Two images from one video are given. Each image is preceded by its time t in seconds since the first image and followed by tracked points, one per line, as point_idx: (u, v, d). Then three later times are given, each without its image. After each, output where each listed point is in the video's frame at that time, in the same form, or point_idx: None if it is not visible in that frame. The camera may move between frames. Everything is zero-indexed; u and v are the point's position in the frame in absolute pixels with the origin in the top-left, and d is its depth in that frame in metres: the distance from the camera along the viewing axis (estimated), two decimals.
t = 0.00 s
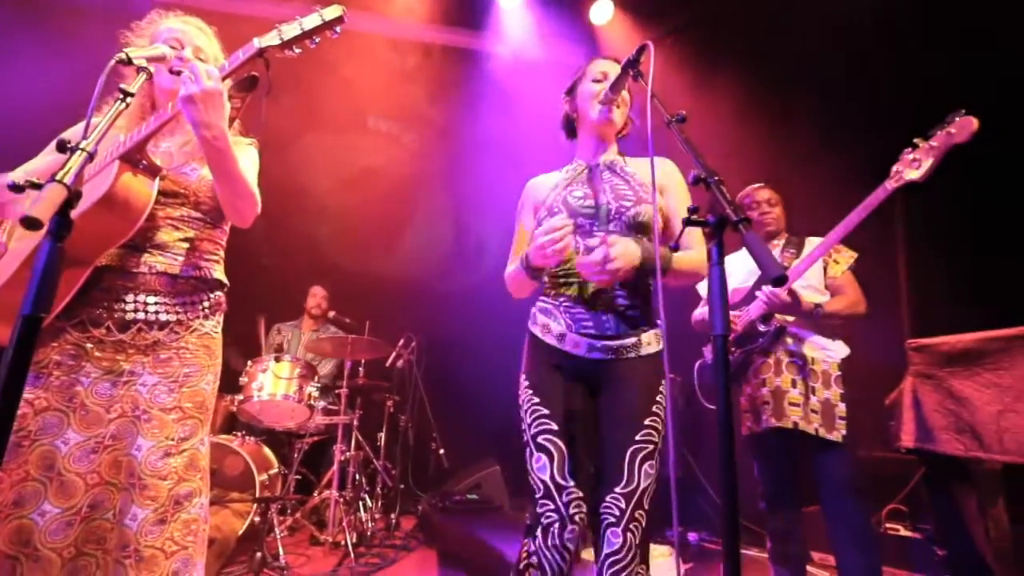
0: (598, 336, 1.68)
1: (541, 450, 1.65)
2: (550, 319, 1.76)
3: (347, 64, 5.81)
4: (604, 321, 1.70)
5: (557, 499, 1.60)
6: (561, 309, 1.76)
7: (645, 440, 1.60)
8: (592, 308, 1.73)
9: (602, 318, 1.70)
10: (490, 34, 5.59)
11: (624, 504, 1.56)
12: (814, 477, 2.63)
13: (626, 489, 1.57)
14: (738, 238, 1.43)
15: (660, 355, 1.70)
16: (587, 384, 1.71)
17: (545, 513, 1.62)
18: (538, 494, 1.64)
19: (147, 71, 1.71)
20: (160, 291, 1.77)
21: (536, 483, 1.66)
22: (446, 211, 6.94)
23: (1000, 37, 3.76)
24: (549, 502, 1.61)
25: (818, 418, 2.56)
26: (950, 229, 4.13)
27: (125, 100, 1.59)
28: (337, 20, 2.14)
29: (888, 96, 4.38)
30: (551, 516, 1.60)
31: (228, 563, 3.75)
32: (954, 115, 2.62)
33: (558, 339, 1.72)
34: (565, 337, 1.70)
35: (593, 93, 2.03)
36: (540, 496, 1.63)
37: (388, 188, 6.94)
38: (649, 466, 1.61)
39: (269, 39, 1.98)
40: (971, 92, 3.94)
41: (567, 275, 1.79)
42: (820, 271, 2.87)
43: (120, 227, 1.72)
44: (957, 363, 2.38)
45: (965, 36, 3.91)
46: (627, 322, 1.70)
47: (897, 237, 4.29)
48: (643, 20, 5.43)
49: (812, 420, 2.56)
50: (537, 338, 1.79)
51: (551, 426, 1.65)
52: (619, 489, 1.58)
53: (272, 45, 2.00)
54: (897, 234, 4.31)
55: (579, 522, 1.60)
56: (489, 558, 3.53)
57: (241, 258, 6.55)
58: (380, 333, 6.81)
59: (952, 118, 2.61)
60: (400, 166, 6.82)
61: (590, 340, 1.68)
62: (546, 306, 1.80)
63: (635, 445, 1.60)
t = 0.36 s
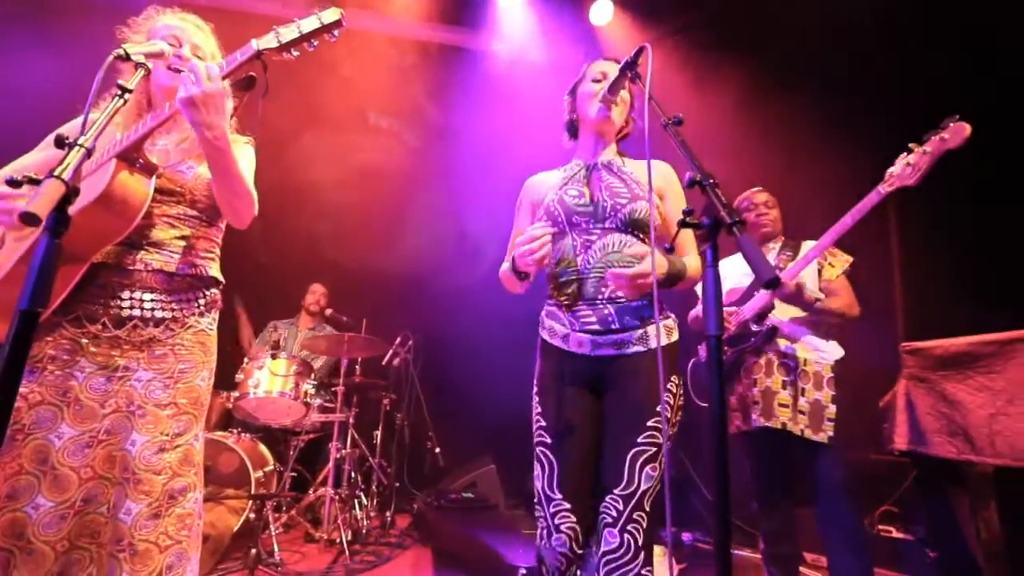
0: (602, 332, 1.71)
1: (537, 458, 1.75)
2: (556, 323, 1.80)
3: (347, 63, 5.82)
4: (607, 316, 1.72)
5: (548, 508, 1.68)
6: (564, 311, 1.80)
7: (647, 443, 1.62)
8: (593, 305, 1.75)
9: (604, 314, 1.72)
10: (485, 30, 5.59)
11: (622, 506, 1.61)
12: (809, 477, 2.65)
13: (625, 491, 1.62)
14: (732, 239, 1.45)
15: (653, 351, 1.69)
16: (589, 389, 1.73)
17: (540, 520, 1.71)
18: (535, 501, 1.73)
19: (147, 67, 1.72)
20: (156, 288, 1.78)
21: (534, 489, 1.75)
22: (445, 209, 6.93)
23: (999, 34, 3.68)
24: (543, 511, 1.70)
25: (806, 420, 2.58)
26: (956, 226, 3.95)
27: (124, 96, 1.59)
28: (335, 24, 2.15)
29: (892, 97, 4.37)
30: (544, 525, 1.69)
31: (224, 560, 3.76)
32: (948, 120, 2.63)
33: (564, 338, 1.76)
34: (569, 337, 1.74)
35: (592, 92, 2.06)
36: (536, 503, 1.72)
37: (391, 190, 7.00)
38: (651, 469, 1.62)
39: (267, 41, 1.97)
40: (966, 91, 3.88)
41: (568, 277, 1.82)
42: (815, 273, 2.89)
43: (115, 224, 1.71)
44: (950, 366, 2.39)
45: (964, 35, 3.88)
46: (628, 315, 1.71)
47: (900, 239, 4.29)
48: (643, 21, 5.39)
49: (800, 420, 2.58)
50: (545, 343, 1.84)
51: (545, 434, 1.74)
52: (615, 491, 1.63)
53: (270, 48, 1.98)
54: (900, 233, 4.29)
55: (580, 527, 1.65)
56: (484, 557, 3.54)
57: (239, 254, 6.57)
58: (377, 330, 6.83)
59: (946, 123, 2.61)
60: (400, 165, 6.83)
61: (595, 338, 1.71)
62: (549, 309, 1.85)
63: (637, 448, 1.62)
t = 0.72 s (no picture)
0: (625, 330, 1.70)
1: (580, 464, 1.64)
2: (573, 319, 1.73)
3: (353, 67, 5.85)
4: (632, 318, 1.73)
5: (600, 514, 1.59)
6: (582, 306, 1.74)
7: (664, 437, 1.67)
8: (621, 306, 1.74)
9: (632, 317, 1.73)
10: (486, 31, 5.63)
11: (645, 499, 1.62)
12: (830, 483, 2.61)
13: (646, 484, 1.63)
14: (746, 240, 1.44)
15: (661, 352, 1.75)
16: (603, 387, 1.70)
17: (587, 530, 1.59)
18: (577, 510, 1.62)
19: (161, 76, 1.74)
20: (145, 297, 1.78)
21: (573, 498, 1.64)
22: (453, 210, 6.97)
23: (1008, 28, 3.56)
24: (592, 519, 1.60)
25: (812, 415, 2.58)
26: (960, 220, 3.91)
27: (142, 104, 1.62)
28: (342, 66, 2.08)
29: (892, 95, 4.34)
30: (594, 533, 1.58)
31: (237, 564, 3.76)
32: (991, 122, 2.53)
33: (587, 338, 1.69)
34: (596, 337, 1.67)
35: (600, 94, 2.06)
36: (579, 513, 1.62)
37: (399, 192, 7.03)
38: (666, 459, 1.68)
39: (274, 77, 1.95)
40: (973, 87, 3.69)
41: (589, 277, 1.76)
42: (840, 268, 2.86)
43: (112, 237, 1.72)
44: (964, 367, 2.37)
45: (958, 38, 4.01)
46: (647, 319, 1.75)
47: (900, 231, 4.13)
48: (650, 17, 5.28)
49: (803, 416, 2.59)
50: (556, 340, 1.72)
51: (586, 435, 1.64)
52: (638, 485, 1.63)
53: (277, 84, 1.96)
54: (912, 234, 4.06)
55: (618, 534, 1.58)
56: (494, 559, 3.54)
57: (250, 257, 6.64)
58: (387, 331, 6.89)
59: (991, 124, 2.51)
60: (407, 168, 6.87)
61: (622, 338, 1.70)
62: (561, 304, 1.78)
63: (655, 442, 1.66)
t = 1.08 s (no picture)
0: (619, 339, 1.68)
1: (585, 464, 1.52)
2: (583, 318, 1.65)
3: (371, 72, 5.90)
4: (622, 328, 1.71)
5: (605, 512, 1.50)
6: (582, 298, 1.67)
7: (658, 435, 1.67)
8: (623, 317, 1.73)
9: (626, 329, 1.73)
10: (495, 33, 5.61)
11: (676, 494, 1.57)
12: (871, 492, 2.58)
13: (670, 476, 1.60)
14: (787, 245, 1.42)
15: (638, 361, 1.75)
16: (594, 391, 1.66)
17: (591, 529, 1.48)
18: (581, 510, 1.50)
19: (194, 82, 1.77)
20: (184, 308, 1.82)
21: (576, 499, 1.51)
22: (467, 210, 7.00)
23: None
24: (597, 518, 1.49)
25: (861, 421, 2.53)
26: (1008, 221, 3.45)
27: (176, 112, 1.66)
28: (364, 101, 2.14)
29: (908, 89, 4.23)
30: (599, 531, 1.48)
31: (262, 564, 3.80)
32: None
33: (593, 341, 1.63)
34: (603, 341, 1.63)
35: (625, 104, 2.02)
36: (582, 513, 1.49)
37: (416, 194, 7.06)
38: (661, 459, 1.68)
39: (300, 110, 1.98)
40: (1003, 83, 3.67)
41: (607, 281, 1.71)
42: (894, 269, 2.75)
43: (155, 258, 1.76)
44: (1000, 369, 2.30)
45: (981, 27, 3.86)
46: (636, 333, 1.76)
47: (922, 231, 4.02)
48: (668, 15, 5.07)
49: (852, 423, 2.54)
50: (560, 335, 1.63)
51: (592, 435, 1.54)
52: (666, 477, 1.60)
53: (302, 117, 1.99)
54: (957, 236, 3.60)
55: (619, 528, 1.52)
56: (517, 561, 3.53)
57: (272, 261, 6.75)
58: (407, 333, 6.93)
59: None
60: (424, 171, 6.89)
61: (617, 348, 1.67)
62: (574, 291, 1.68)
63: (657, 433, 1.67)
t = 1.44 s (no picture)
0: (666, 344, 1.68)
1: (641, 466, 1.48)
2: (633, 318, 1.62)
3: (396, 75, 5.96)
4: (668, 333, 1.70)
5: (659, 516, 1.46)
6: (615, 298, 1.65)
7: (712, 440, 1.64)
8: (667, 321, 1.70)
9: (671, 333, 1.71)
10: (515, 32, 5.64)
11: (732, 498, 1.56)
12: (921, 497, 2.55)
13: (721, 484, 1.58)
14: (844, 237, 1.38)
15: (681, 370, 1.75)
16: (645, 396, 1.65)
17: (644, 533, 1.45)
18: (635, 514, 1.45)
19: (234, 87, 1.98)
20: (263, 322, 2.09)
21: (628, 502, 1.47)
22: (488, 210, 6.99)
23: None
24: (651, 522, 1.45)
25: (922, 424, 2.45)
26: None
27: (223, 116, 1.75)
28: (396, 125, 2.62)
29: (950, 71, 4.13)
30: (653, 536, 1.44)
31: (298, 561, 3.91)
32: None
33: (642, 343, 1.61)
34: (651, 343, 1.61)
35: (658, 101, 1.96)
36: (636, 517, 1.45)
37: (439, 193, 7.09)
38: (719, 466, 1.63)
39: (344, 141, 2.45)
40: None
41: (652, 285, 1.68)
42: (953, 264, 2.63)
43: (231, 280, 2.02)
44: None
45: (1006, 15, 3.92)
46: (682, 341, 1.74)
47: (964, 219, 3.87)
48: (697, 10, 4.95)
49: (912, 425, 2.47)
50: (612, 335, 1.61)
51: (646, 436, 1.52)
52: (716, 486, 1.57)
53: (347, 146, 2.47)
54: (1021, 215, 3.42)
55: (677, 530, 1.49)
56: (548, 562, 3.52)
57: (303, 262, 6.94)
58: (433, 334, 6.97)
59: None
60: (450, 171, 6.93)
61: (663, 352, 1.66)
62: (610, 292, 1.66)
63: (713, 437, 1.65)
